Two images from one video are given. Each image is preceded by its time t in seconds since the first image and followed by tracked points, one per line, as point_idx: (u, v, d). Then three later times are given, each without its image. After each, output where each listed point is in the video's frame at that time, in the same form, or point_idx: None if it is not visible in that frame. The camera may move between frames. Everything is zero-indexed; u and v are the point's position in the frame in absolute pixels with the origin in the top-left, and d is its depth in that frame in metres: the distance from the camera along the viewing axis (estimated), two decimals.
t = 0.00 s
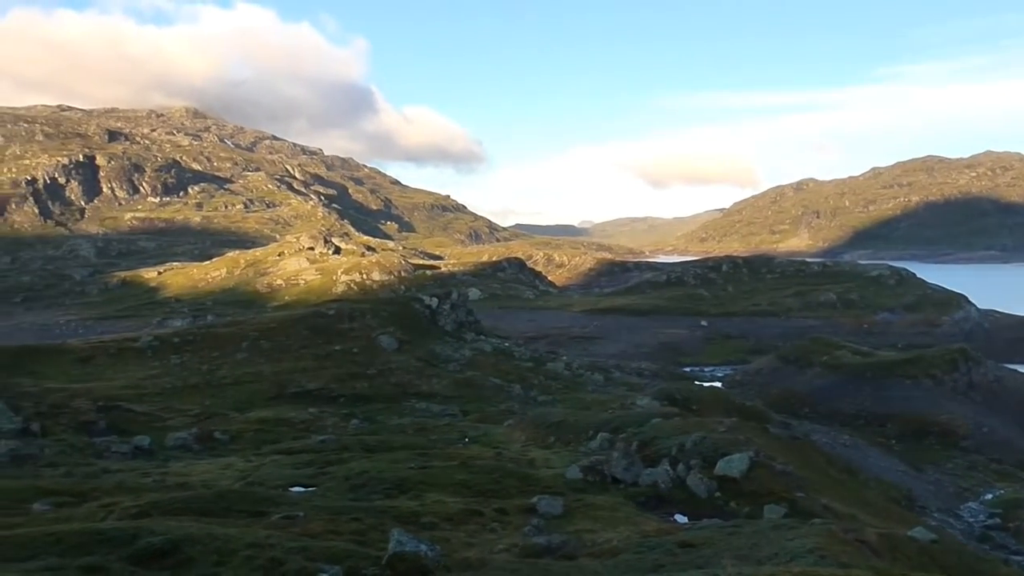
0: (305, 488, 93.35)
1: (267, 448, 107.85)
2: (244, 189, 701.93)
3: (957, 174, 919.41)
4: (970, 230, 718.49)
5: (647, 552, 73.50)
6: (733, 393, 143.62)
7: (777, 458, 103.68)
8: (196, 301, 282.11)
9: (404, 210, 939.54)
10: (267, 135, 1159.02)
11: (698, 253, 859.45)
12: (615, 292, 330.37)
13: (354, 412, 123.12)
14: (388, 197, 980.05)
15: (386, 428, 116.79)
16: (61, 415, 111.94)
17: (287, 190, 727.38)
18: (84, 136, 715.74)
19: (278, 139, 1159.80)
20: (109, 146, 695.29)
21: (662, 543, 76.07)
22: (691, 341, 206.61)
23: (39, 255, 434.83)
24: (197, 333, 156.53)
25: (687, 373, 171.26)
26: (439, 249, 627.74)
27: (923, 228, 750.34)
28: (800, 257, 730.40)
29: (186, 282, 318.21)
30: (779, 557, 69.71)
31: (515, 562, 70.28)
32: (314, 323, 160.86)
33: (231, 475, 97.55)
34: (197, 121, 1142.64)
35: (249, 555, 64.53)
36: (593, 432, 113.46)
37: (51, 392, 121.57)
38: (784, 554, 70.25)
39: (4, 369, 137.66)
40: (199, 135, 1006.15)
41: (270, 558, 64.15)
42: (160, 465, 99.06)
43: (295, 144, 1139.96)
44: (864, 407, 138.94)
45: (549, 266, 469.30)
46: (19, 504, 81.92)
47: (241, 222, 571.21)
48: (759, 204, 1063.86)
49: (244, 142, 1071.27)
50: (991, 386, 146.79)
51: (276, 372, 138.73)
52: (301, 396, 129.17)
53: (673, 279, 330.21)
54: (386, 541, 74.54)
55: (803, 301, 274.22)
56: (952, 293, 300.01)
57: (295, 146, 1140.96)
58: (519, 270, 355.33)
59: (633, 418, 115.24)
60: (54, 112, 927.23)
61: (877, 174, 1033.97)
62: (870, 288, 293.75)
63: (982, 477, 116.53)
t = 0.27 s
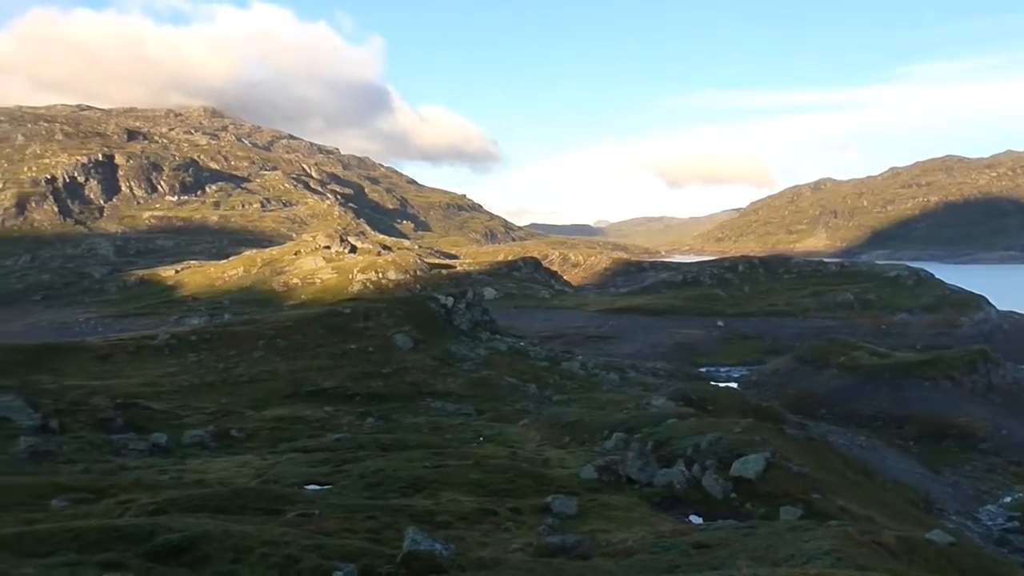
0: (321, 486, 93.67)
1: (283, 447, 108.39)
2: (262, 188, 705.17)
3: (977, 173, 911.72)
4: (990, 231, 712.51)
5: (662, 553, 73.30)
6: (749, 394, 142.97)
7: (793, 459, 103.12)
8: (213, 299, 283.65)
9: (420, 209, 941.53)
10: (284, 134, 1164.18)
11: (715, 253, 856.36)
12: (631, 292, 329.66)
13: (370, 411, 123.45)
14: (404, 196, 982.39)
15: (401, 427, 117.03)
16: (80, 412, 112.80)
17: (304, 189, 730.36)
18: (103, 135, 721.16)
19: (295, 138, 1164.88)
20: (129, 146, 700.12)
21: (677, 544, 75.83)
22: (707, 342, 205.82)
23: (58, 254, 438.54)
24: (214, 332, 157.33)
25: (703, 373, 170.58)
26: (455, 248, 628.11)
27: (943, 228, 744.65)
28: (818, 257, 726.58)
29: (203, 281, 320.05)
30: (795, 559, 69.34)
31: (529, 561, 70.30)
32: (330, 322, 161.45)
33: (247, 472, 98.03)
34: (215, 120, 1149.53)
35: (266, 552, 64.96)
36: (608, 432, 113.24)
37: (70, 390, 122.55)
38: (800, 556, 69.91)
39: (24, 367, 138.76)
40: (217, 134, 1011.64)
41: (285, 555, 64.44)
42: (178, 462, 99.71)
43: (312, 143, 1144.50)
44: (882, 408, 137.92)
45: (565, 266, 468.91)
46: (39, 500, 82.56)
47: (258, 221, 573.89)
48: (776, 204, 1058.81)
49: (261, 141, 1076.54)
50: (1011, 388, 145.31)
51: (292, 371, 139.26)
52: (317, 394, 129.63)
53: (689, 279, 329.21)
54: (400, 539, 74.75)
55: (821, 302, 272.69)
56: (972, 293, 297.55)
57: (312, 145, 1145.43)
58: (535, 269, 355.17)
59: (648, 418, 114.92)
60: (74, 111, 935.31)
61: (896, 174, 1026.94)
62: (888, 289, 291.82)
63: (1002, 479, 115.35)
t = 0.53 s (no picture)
0: (337, 485, 93.98)
1: (300, 446, 108.86)
2: (279, 188, 708.43)
3: (997, 171, 903.57)
4: (1011, 229, 705.90)
5: (679, 553, 73.02)
6: (766, 393, 142.18)
7: (811, 459, 102.51)
8: (230, 299, 285.11)
9: (436, 209, 943.07)
10: (301, 135, 1169.06)
11: (731, 252, 852.62)
12: (647, 291, 328.96)
13: (387, 410, 123.73)
14: (420, 195, 984.43)
15: (417, 427, 117.25)
16: (99, 411, 113.75)
17: (321, 189, 733.14)
18: (122, 136, 726.67)
19: (311, 138, 1169.43)
20: (147, 146, 705.18)
21: (694, 544, 75.56)
22: (723, 341, 204.96)
23: (78, 254, 442.34)
24: (232, 331, 158.19)
25: (720, 373, 169.90)
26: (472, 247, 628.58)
27: (962, 226, 738.41)
28: (835, 256, 722.26)
29: (221, 281, 321.86)
30: (813, 560, 68.89)
31: (546, 561, 70.19)
32: (346, 322, 161.97)
33: (264, 471, 98.47)
34: (232, 120, 1156.05)
35: (283, 551, 65.25)
36: (625, 432, 112.95)
37: (90, 389, 123.61)
38: (818, 557, 69.44)
39: (45, 366, 140.10)
40: (234, 134, 1017.14)
41: (302, 554, 64.64)
42: (196, 461, 100.30)
43: (329, 143, 1148.81)
44: (901, 408, 136.80)
45: (581, 265, 468.23)
46: (59, 498, 83.28)
47: (275, 221, 576.61)
48: (793, 202, 1053.26)
49: (278, 142, 1081.55)
50: None
51: (310, 370, 139.84)
52: (334, 394, 130.05)
53: (706, 278, 327.99)
54: (417, 538, 74.87)
55: (839, 301, 270.98)
56: (992, 292, 294.96)
57: (329, 145, 1149.78)
58: (551, 269, 354.83)
59: (665, 418, 114.55)
60: (93, 112, 942.93)
61: (915, 171, 1019.07)
62: (907, 288, 289.59)
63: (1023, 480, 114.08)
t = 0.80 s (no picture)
0: (352, 485, 94.15)
1: (315, 445, 109.21)
2: (293, 189, 711.12)
3: (1014, 169, 896.80)
4: None
5: (694, 553, 72.79)
6: (781, 392, 141.63)
7: (826, 459, 102.08)
8: (245, 300, 286.43)
9: (449, 209, 944.42)
10: (315, 136, 1173.10)
11: (746, 251, 849.76)
12: (662, 290, 328.42)
13: (401, 410, 123.96)
14: (433, 196, 985.91)
15: (432, 426, 117.41)
16: (116, 411, 114.49)
17: (335, 190, 735.45)
18: (137, 138, 731.29)
19: (325, 139, 1173.17)
20: (163, 148, 709.52)
21: (708, 545, 75.28)
22: (738, 341, 204.24)
23: (95, 255, 445.52)
24: (247, 331, 158.91)
25: (735, 372, 169.27)
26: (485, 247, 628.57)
27: (979, 224, 733.30)
28: (851, 255, 718.77)
29: (236, 281, 323.29)
30: (829, 560, 68.51)
31: (560, 561, 70.07)
32: (360, 322, 162.39)
33: (280, 471, 98.86)
34: (247, 122, 1161.23)
35: (299, 550, 65.46)
36: (639, 432, 112.70)
37: (107, 389, 124.45)
38: (834, 557, 69.08)
39: (62, 366, 141.21)
40: (248, 135, 1021.85)
41: (318, 554, 64.72)
42: (212, 461, 100.76)
43: (342, 144, 1152.25)
44: (917, 407, 135.84)
45: (594, 265, 467.93)
46: (76, 497, 83.82)
47: (289, 222, 578.87)
48: (808, 201, 1048.73)
49: (292, 143, 1085.82)
50: None
51: (324, 370, 140.28)
52: (348, 394, 130.41)
53: (720, 278, 327.16)
54: (432, 537, 74.91)
55: (854, 300, 269.79)
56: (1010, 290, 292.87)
57: (342, 146, 1153.30)
58: (564, 268, 354.55)
59: (679, 418, 114.17)
60: (109, 114, 949.38)
61: (931, 170, 1013.12)
62: (924, 286, 287.97)
63: None
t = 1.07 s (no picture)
0: (368, 484, 94.38)
1: (331, 444, 109.55)
2: (309, 189, 714.18)
3: None
4: None
5: (710, 555, 72.49)
6: (798, 394, 140.82)
7: (844, 460, 101.42)
8: (262, 299, 287.87)
9: (465, 209, 945.49)
10: (331, 136, 1177.74)
11: (762, 252, 846.28)
12: (677, 291, 327.68)
13: (417, 410, 124.20)
14: (449, 196, 987.41)
15: (447, 426, 117.54)
16: (134, 409, 115.33)
17: (351, 190, 738.17)
18: (155, 138, 736.68)
19: (341, 140, 1177.58)
20: (180, 148, 714.46)
21: (724, 546, 74.98)
22: (755, 341, 203.36)
23: (113, 254, 449.17)
24: (263, 330, 159.63)
25: (751, 373, 168.53)
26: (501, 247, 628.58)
27: (999, 225, 727.30)
28: (868, 255, 714.60)
29: (253, 281, 325.00)
30: (847, 562, 68.01)
31: (575, 562, 69.95)
32: (376, 321, 162.76)
33: (296, 470, 99.23)
34: (264, 122, 1167.09)
35: (314, 550, 65.61)
36: (655, 433, 112.38)
37: (125, 387, 125.32)
38: (851, 560, 68.60)
39: (81, 364, 142.48)
40: (265, 136, 1027.40)
41: (334, 553, 64.89)
42: (228, 459, 101.24)
43: (358, 145, 1156.22)
44: (936, 409, 134.73)
45: (610, 265, 467.30)
46: (95, 494, 84.48)
47: (306, 221, 581.45)
48: (824, 201, 1043.47)
49: (308, 143, 1090.76)
50: None
51: (340, 370, 140.77)
52: (364, 393, 130.73)
53: (736, 278, 325.93)
54: (447, 537, 74.99)
55: (872, 301, 268.10)
56: None
57: (358, 146, 1157.29)
58: (580, 269, 354.23)
59: (695, 419, 113.76)
60: (127, 115, 957.04)
61: (949, 170, 1005.82)
62: (943, 287, 285.78)
63: None
